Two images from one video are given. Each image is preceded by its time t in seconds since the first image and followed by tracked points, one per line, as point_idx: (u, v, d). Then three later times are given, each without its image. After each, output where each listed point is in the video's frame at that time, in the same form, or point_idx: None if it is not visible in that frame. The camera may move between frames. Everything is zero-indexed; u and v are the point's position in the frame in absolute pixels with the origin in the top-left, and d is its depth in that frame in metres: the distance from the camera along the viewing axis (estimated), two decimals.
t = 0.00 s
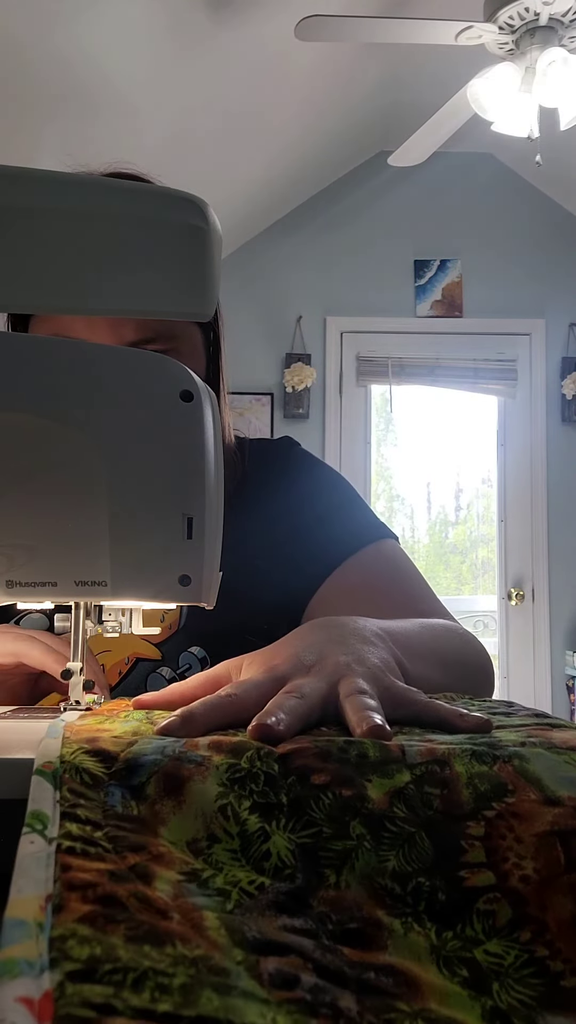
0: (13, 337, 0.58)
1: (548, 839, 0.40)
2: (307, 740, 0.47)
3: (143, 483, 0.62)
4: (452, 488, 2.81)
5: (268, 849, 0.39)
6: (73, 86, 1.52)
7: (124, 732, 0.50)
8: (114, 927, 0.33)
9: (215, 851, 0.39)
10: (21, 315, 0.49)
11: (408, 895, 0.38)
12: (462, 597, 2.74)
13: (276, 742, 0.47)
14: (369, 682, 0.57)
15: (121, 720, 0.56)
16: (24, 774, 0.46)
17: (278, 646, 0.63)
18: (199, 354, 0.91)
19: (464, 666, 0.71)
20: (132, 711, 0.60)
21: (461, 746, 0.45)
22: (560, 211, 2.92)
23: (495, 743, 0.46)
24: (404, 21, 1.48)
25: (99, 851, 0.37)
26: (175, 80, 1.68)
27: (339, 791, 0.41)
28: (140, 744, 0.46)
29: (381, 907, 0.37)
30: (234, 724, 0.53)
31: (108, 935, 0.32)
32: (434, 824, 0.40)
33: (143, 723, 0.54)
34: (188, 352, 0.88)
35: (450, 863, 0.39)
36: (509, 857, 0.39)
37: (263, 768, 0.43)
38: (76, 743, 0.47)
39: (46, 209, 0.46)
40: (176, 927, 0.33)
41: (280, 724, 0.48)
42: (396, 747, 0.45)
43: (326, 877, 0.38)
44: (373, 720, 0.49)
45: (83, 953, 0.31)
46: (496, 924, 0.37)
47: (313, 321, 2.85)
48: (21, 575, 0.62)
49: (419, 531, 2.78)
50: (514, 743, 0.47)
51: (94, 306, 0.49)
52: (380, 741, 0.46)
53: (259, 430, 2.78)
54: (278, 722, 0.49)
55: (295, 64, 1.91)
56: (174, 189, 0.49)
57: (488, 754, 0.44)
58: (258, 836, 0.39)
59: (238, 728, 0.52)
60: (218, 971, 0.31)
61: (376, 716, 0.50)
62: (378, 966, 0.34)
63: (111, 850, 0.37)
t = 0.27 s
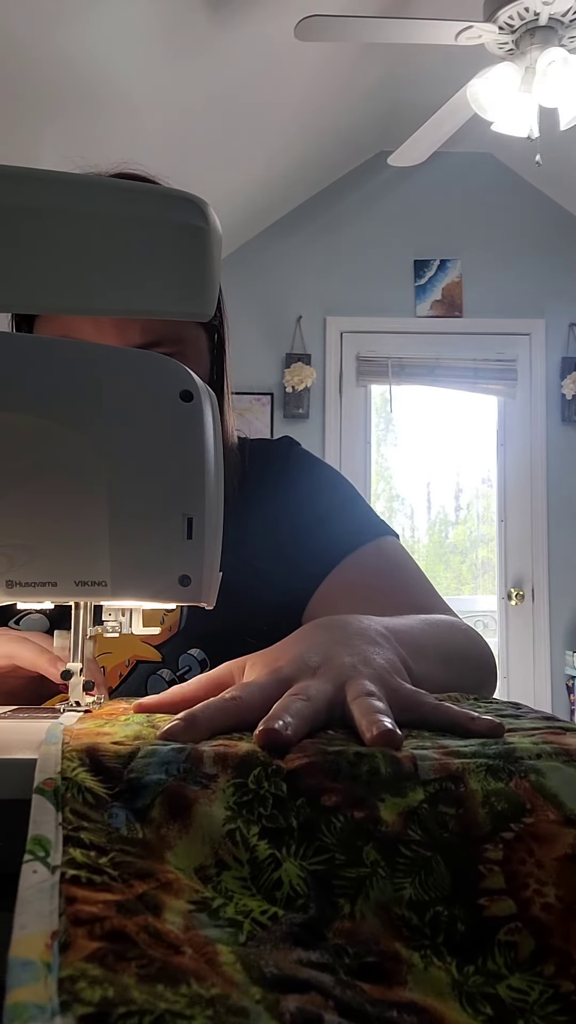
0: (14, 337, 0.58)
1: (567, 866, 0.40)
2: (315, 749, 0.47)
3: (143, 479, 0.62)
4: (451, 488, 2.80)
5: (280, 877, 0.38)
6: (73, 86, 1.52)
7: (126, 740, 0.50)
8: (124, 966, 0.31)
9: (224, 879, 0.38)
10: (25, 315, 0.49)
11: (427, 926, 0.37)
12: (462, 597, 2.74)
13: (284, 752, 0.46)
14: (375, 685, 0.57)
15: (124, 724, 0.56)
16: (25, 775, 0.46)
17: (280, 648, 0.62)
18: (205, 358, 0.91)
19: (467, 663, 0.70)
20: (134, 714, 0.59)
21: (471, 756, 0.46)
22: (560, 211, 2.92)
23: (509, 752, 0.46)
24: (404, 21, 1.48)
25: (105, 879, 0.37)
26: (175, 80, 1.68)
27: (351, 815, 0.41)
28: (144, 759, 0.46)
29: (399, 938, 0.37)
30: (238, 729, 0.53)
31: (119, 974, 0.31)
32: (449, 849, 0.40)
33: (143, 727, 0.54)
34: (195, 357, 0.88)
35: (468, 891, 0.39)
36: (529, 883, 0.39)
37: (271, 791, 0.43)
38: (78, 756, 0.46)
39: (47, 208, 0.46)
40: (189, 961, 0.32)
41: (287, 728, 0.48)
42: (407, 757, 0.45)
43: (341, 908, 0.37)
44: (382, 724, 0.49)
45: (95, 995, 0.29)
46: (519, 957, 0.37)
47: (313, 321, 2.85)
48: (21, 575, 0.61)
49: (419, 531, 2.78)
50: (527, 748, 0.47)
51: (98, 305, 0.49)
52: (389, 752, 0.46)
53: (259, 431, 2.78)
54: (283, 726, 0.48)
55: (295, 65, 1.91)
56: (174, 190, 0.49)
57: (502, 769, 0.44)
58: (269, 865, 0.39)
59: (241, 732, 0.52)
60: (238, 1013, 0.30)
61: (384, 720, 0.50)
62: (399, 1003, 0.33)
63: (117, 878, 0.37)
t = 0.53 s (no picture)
0: (14, 337, 0.58)
1: None
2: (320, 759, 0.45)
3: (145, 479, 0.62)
4: (451, 487, 2.80)
5: (285, 914, 0.37)
6: (72, 87, 1.52)
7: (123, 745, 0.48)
8: (130, 989, 0.31)
9: (228, 913, 0.37)
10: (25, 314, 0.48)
11: (439, 969, 0.36)
12: (462, 597, 2.74)
13: (288, 765, 0.44)
14: (381, 688, 0.55)
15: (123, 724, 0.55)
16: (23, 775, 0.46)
17: (283, 650, 0.60)
18: (204, 360, 0.91)
19: (474, 656, 0.68)
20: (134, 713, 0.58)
21: (482, 773, 0.43)
22: (560, 212, 2.92)
23: (523, 765, 0.44)
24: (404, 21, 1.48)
25: (104, 908, 0.36)
26: (175, 80, 1.68)
27: (358, 849, 0.39)
28: (142, 780, 0.44)
29: (411, 980, 0.35)
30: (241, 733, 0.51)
31: (126, 995, 0.31)
32: (461, 881, 0.39)
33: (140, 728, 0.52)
34: (194, 359, 0.88)
35: (482, 930, 0.37)
36: (548, 921, 0.37)
37: (274, 822, 0.40)
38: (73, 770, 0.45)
39: (46, 209, 0.46)
40: (198, 988, 0.32)
41: (289, 738, 0.46)
42: (414, 776, 0.43)
43: (349, 948, 0.36)
44: (389, 731, 0.46)
45: (103, 1011, 0.30)
46: (538, 1002, 0.35)
47: (313, 321, 2.85)
48: (21, 576, 0.62)
49: (419, 531, 2.77)
50: (539, 760, 0.45)
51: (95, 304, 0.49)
52: (393, 768, 0.43)
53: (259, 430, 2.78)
54: (286, 734, 0.46)
55: (295, 64, 1.91)
56: (171, 190, 0.49)
57: (515, 790, 0.42)
58: (274, 900, 0.38)
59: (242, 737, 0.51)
60: None
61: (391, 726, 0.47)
62: None
63: (117, 906, 0.36)
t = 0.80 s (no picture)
0: (14, 337, 0.58)
1: None
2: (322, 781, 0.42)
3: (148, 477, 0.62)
4: (451, 488, 2.80)
5: (285, 944, 0.35)
6: (72, 87, 1.51)
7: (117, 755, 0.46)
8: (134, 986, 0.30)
9: (226, 937, 0.35)
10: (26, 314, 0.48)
11: (447, 1008, 0.33)
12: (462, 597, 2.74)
13: (289, 785, 0.42)
14: (385, 692, 0.53)
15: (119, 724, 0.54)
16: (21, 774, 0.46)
17: (284, 653, 0.58)
18: (204, 360, 0.91)
19: (479, 651, 0.67)
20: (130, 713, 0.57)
21: (488, 799, 0.42)
22: (560, 212, 2.92)
23: (530, 786, 0.43)
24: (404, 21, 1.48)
25: (102, 919, 0.35)
26: (174, 80, 1.68)
27: (361, 881, 0.37)
28: (138, 803, 0.42)
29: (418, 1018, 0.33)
30: (239, 737, 0.49)
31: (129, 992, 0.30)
32: (469, 914, 0.37)
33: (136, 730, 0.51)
34: (195, 359, 0.88)
35: (491, 969, 0.35)
36: (560, 959, 0.35)
37: (272, 853, 0.39)
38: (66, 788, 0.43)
39: (48, 208, 0.46)
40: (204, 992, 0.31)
41: (288, 754, 0.44)
42: (419, 800, 0.41)
43: (351, 983, 0.34)
44: (394, 746, 0.44)
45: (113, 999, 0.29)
46: None
47: (313, 321, 2.85)
48: (20, 575, 0.62)
49: (419, 531, 2.77)
50: (548, 782, 0.43)
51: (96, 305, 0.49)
52: (396, 791, 0.41)
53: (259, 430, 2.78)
54: (284, 749, 0.44)
55: (295, 64, 1.91)
56: (172, 189, 0.49)
57: (523, 816, 0.40)
58: (274, 930, 0.36)
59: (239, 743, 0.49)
60: None
61: (395, 742, 0.45)
62: None
63: (115, 918, 0.35)
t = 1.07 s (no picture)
0: (13, 337, 0.58)
1: None
2: (321, 799, 0.38)
3: (151, 475, 0.62)
4: (451, 488, 2.80)
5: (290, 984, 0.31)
6: (71, 86, 1.51)
7: (111, 768, 0.41)
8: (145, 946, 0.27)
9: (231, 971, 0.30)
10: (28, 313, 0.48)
11: None
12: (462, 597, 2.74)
13: (286, 805, 0.37)
14: (390, 697, 0.50)
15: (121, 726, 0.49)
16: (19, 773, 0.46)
17: (287, 657, 0.57)
18: (207, 360, 0.91)
19: (485, 648, 0.66)
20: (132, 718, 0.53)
21: (499, 827, 0.37)
22: (559, 212, 2.92)
23: (544, 817, 0.38)
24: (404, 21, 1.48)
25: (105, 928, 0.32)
26: (174, 79, 1.68)
27: (365, 923, 0.33)
28: (133, 827, 0.38)
29: None
30: (237, 748, 0.45)
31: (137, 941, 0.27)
32: (478, 958, 0.33)
33: (136, 736, 0.46)
34: (197, 359, 0.89)
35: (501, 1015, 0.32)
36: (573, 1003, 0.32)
37: (270, 893, 0.34)
38: (58, 806, 0.39)
39: (50, 209, 0.46)
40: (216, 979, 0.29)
41: (286, 771, 0.39)
42: (424, 829, 0.36)
43: None
44: (398, 765, 0.40)
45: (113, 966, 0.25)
46: None
47: (313, 322, 2.85)
48: (20, 575, 0.62)
49: (419, 530, 2.77)
50: (560, 814, 0.38)
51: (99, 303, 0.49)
52: (400, 819, 0.37)
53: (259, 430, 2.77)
54: (282, 766, 0.39)
55: (294, 63, 1.91)
56: (174, 188, 0.49)
57: (533, 850, 0.36)
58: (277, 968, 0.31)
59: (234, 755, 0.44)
60: None
61: (402, 757, 0.41)
62: None
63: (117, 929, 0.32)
